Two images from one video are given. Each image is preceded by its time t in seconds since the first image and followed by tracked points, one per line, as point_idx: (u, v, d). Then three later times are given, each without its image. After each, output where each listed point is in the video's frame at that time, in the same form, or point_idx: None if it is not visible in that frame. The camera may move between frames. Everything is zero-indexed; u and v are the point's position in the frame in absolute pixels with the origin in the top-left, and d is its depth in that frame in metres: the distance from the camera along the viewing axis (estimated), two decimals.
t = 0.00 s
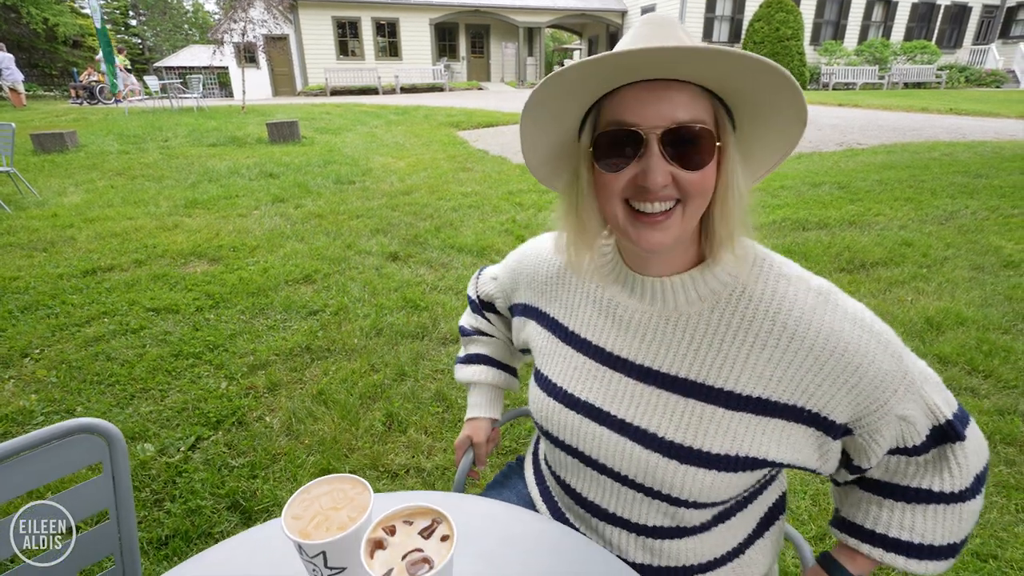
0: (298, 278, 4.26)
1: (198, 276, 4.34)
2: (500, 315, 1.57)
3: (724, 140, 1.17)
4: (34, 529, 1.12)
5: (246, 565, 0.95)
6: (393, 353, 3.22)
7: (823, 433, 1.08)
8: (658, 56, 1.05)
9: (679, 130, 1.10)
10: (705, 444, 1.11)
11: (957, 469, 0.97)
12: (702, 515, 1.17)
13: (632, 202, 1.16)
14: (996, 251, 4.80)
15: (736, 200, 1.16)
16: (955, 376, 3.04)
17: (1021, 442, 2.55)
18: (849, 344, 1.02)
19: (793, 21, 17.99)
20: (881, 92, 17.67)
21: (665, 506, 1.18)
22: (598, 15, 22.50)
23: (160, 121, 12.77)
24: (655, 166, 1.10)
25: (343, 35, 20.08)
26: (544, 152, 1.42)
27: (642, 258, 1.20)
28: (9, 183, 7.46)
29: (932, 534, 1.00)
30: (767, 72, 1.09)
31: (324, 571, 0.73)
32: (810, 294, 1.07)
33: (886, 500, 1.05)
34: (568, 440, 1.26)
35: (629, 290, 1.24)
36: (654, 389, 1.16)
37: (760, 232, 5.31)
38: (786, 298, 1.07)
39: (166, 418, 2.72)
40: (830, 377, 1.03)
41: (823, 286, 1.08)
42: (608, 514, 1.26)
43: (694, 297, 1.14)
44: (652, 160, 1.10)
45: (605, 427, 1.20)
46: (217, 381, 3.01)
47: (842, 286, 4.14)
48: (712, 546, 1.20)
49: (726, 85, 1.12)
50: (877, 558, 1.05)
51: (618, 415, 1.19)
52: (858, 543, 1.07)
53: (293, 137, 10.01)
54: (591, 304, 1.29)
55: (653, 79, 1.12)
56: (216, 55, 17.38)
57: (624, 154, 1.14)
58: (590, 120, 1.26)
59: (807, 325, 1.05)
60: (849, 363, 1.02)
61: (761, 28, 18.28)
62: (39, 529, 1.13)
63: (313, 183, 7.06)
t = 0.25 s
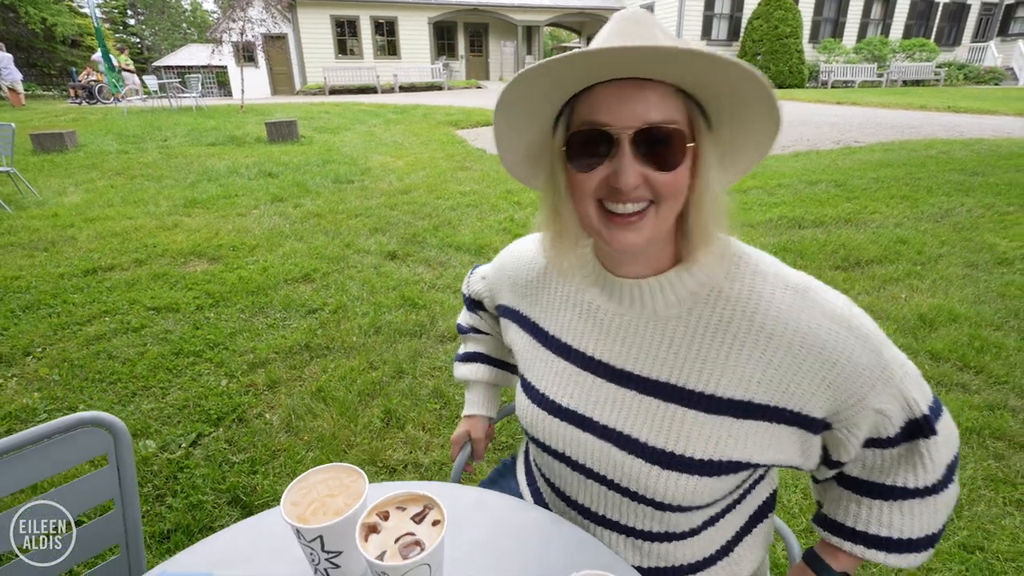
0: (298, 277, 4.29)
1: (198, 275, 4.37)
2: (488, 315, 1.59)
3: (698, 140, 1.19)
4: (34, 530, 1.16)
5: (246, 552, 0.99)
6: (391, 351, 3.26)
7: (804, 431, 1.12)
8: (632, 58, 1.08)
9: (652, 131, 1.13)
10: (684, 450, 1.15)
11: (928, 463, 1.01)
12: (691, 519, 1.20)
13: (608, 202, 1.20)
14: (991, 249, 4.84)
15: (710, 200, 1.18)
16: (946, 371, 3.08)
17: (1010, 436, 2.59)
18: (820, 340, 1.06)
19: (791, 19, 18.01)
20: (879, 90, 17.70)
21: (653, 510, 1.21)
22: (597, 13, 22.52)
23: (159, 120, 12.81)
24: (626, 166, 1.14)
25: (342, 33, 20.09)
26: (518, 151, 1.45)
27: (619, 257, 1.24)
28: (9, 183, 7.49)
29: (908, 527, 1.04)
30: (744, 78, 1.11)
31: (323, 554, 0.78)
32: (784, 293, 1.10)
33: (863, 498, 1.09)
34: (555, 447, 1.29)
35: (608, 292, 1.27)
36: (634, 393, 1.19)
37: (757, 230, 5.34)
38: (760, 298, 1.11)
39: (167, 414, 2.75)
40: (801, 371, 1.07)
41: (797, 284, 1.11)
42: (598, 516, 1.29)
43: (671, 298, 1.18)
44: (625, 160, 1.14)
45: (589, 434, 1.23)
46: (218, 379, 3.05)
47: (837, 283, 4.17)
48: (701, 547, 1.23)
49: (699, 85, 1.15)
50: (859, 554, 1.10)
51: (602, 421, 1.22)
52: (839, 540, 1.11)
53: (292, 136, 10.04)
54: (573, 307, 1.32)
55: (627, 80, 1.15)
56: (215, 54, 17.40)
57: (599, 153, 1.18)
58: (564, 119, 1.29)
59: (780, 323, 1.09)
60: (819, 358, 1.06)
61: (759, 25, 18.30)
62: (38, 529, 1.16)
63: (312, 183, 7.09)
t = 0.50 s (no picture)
0: (296, 276, 4.32)
1: (197, 275, 4.40)
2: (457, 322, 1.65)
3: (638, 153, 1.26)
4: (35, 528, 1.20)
5: (245, 539, 1.02)
6: (388, 348, 3.29)
7: (747, 421, 1.17)
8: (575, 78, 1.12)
9: (598, 145, 1.17)
10: (629, 439, 1.19)
11: (873, 436, 1.05)
12: (646, 501, 1.24)
13: (559, 213, 1.23)
14: (984, 247, 4.87)
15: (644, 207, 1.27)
16: (936, 368, 3.12)
17: (998, 432, 2.63)
18: (761, 337, 1.10)
19: (790, 18, 18.04)
20: (877, 89, 17.74)
21: (609, 493, 1.26)
22: (596, 12, 22.52)
23: (158, 120, 12.80)
24: (575, 179, 1.16)
25: (340, 33, 20.09)
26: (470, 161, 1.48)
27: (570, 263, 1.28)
28: (8, 184, 7.50)
29: (861, 499, 1.08)
30: (678, 94, 1.19)
31: (317, 537, 0.81)
32: (726, 292, 1.15)
33: (818, 475, 1.13)
34: (517, 439, 1.35)
35: (562, 296, 1.31)
36: (583, 389, 1.24)
37: (752, 229, 5.37)
38: (705, 299, 1.16)
39: (167, 412, 2.79)
40: (744, 369, 1.12)
41: (737, 282, 1.16)
42: (567, 503, 1.34)
43: (622, 300, 1.21)
44: (574, 174, 1.17)
45: (544, 427, 1.28)
46: (217, 376, 3.08)
47: (831, 282, 4.21)
48: (664, 526, 1.27)
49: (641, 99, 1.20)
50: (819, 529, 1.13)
51: (555, 415, 1.26)
52: (799, 517, 1.15)
53: (290, 135, 10.06)
54: (532, 308, 1.35)
55: (572, 97, 1.19)
56: (214, 54, 17.39)
57: (547, 166, 1.21)
58: (514, 133, 1.33)
59: (723, 322, 1.13)
60: (761, 355, 1.10)
61: (758, 25, 18.32)
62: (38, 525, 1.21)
63: (311, 182, 7.11)
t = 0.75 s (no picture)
0: (294, 276, 4.34)
1: (195, 274, 4.42)
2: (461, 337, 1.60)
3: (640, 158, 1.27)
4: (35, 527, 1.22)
5: (240, 537, 1.04)
6: (386, 348, 3.32)
7: (747, 421, 1.20)
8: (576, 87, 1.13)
9: (600, 151, 1.18)
10: (639, 443, 1.22)
11: (865, 440, 1.08)
12: (657, 510, 1.27)
13: (562, 219, 1.25)
14: (979, 248, 4.91)
15: (649, 210, 1.28)
16: (929, 369, 3.15)
17: (988, 432, 2.66)
18: (761, 338, 1.12)
19: (788, 19, 18.07)
20: (875, 90, 17.78)
21: (617, 502, 1.29)
22: (595, 13, 22.55)
23: (156, 119, 12.82)
24: (578, 186, 1.18)
25: (340, 32, 20.11)
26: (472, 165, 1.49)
27: (573, 266, 1.30)
28: (7, 183, 7.52)
29: (852, 505, 1.12)
30: (678, 98, 1.20)
31: (312, 532, 0.84)
32: (726, 292, 1.17)
33: (811, 483, 1.16)
34: (526, 447, 1.37)
35: (567, 299, 1.33)
36: (591, 392, 1.26)
37: (749, 229, 5.40)
38: (706, 298, 1.18)
39: (166, 411, 2.80)
40: (744, 370, 1.15)
41: (737, 281, 1.18)
42: (576, 513, 1.37)
43: (626, 304, 1.24)
44: (577, 180, 1.18)
45: (555, 432, 1.31)
46: (215, 376, 3.10)
47: (826, 283, 4.24)
48: (672, 534, 1.30)
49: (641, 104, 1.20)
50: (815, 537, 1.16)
51: (565, 420, 1.29)
52: (794, 525, 1.18)
53: (289, 135, 10.07)
54: (536, 311, 1.37)
55: (573, 104, 1.20)
56: (213, 53, 17.40)
57: (549, 172, 1.22)
58: (515, 138, 1.33)
59: (725, 323, 1.15)
60: (760, 356, 1.12)
61: (757, 25, 18.35)
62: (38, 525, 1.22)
63: (309, 182, 7.13)
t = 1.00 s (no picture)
0: (290, 284, 4.34)
1: (190, 281, 4.41)
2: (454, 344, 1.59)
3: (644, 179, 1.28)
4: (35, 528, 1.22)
5: (232, 546, 1.04)
6: (381, 356, 3.32)
7: (735, 433, 1.21)
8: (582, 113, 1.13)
9: (606, 175, 1.19)
10: (623, 449, 1.23)
11: (843, 443, 1.12)
12: (632, 512, 1.28)
13: (564, 236, 1.25)
14: (971, 259, 4.94)
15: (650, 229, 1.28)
16: (921, 379, 3.16)
17: (980, 442, 2.67)
18: (755, 355, 1.13)
19: (783, 30, 18.25)
20: (869, 101, 17.95)
21: (596, 503, 1.30)
22: (592, 23, 22.73)
23: (153, 126, 12.83)
24: (583, 209, 1.19)
25: (338, 40, 20.21)
26: (473, 180, 1.49)
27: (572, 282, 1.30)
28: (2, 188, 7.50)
29: (826, 504, 1.13)
30: (684, 128, 1.20)
31: (302, 542, 0.84)
32: (720, 309, 1.18)
33: (788, 482, 1.18)
34: (510, 449, 1.37)
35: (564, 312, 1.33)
36: (579, 398, 1.27)
37: (744, 239, 5.43)
38: (701, 315, 1.19)
39: (159, 419, 2.79)
40: (738, 386, 1.16)
41: (729, 300, 1.20)
42: (557, 514, 1.37)
43: (624, 320, 1.24)
44: (581, 204, 1.19)
45: (540, 435, 1.31)
46: (209, 384, 3.09)
47: (819, 292, 4.26)
48: (652, 535, 1.31)
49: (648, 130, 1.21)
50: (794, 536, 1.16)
51: (550, 424, 1.29)
52: (771, 523, 1.19)
53: (287, 142, 10.09)
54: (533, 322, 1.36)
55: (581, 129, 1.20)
56: (211, 60, 17.44)
57: (554, 191, 1.23)
58: (521, 157, 1.33)
59: (720, 340, 1.16)
60: (755, 373, 1.14)
61: (752, 37, 18.52)
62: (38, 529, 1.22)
63: (306, 189, 7.14)
